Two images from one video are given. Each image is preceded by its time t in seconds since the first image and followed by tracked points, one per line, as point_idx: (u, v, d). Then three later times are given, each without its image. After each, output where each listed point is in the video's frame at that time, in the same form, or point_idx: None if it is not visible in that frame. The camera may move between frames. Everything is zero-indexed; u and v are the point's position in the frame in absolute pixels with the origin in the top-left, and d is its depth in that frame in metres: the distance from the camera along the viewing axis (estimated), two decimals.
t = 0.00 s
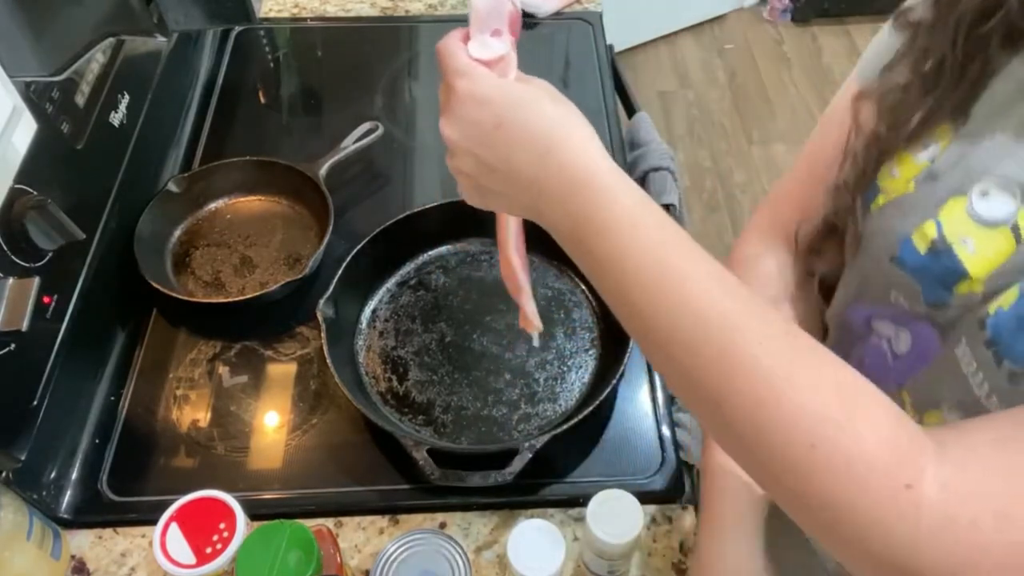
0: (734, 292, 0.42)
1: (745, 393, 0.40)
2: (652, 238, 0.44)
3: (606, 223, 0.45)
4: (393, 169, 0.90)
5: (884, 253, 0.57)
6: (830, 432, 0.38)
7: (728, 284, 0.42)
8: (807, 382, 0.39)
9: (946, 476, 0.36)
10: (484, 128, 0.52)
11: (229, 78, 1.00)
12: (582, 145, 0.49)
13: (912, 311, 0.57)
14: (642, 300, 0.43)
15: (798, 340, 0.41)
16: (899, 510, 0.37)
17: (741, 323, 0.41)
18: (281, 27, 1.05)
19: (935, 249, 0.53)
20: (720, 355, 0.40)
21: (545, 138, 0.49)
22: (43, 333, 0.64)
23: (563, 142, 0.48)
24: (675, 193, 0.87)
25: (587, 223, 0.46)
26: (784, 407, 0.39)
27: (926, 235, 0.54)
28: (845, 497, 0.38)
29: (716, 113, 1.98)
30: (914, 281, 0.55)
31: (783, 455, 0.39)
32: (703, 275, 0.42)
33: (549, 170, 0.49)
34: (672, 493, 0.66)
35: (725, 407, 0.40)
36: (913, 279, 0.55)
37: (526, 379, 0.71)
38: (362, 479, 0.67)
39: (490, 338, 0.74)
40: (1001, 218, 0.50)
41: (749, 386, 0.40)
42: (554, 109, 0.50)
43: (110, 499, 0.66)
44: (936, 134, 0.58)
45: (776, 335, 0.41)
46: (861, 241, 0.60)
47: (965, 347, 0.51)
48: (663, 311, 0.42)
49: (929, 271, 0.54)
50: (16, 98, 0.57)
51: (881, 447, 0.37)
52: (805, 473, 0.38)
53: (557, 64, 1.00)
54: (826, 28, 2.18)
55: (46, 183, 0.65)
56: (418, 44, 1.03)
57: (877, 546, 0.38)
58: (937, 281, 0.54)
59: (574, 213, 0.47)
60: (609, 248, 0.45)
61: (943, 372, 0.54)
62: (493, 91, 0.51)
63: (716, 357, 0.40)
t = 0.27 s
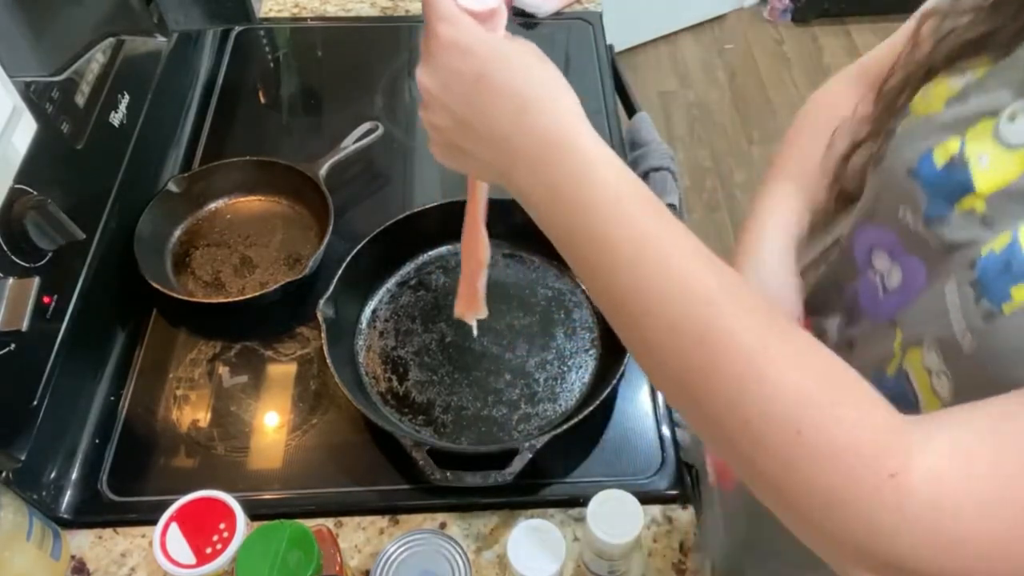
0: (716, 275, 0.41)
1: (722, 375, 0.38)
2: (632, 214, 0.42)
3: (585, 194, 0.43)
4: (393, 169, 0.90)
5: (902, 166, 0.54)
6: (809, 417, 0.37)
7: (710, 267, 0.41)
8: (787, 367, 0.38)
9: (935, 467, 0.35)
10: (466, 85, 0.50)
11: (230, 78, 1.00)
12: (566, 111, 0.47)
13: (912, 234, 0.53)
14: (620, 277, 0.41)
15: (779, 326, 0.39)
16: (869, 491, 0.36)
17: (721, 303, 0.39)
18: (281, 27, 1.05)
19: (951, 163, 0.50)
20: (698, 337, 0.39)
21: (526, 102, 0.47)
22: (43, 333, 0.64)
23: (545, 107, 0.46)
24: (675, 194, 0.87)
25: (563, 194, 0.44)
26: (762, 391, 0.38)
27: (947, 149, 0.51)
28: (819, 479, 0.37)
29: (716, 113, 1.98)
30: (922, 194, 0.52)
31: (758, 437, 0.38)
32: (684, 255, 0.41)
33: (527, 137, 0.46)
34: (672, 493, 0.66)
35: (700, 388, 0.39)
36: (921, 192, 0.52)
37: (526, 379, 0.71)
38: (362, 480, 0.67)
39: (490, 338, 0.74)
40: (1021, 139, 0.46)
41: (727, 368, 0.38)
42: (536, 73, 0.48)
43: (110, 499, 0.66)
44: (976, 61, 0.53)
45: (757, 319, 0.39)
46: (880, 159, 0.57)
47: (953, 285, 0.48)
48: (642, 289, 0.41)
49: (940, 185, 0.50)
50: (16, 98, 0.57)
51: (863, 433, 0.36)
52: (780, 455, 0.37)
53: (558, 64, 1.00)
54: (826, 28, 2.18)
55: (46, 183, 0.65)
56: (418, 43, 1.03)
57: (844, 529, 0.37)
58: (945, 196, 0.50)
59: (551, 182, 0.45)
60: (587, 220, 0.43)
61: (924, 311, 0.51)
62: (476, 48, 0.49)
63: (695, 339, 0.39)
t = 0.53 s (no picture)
0: (708, 286, 0.39)
1: (713, 384, 0.38)
2: (622, 219, 0.40)
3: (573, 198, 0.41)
4: (393, 169, 0.90)
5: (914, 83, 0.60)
6: (797, 422, 0.37)
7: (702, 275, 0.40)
8: (777, 373, 0.37)
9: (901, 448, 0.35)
10: (448, 90, 0.45)
11: (230, 78, 1.00)
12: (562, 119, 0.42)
13: (900, 156, 0.60)
14: (609, 283, 0.40)
15: (769, 331, 0.38)
16: (849, 488, 0.36)
17: (711, 315, 0.38)
18: (281, 27, 1.05)
19: (958, 84, 0.56)
20: (689, 352, 0.38)
21: (514, 104, 0.43)
22: (43, 333, 0.64)
23: (532, 107, 0.42)
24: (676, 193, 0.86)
25: (550, 199, 0.41)
26: (749, 399, 0.37)
27: (956, 72, 0.56)
28: (797, 477, 0.37)
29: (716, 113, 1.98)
30: (920, 109, 0.59)
31: (743, 439, 0.38)
32: (676, 262, 0.39)
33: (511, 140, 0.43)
34: (672, 493, 0.66)
35: (691, 393, 0.39)
36: (921, 108, 0.59)
37: (526, 379, 0.71)
38: (362, 480, 0.67)
39: (490, 338, 0.74)
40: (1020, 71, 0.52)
41: (716, 376, 0.38)
42: (523, 68, 0.44)
43: (110, 499, 0.66)
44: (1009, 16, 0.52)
45: (746, 325, 0.38)
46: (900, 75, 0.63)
47: (926, 208, 0.55)
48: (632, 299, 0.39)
49: (940, 102, 0.57)
50: (16, 98, 0.57)
51: (842, 427, 0.36)
52: (763, 455, 0.37)
53: (558, 64, 1.00)
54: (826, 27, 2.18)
55: (46, 183, 0.65)
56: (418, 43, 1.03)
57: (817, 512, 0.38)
58: (940, 113, 0.56)
59: (537, 185, 0.42)
60: (575, 226, 0.41)
61: (901, 233, 0.57)
62: (458, 48, 0.44)
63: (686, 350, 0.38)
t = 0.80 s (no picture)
0: (694, 298, 0.46)
1: (723, 377, 0.45)
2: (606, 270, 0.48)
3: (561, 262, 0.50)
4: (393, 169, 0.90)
5: (890, 36, 0.67)
6: (797, 397, 0.44)
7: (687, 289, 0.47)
8: (768, 355, 0.44)
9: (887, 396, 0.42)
10: (439, 214, 0.53)
11: (230, 78, 1.00)
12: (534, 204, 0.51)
13: (881, 103, 0.66)
14: (616, 317, 0.48)
15: (754, 323, 0.45)
16: (855, 437, 0.43)
17: (700, 325, 0.46)
18: (281, 27, 1.05)
19: (931, 30, 0.63)
20: (693, 361, 0.46)
21: (496, 208, 0.51)
22: (43, 333, 0.64)
23: (510, 208, 0.51)
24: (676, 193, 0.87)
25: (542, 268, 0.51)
26: (752, 383, 0.44)
27: (929, 19, 0.63)
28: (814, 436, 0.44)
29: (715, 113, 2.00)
30: (901, 55, 0.65)
31: (760, 415, 0.45)
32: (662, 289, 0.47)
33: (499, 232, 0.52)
34: (673, 493, 0.66)
35: (712, 390, 0.46)
36: (900, 54, 0.65)
37: (526, 379, 0.71)
38: (362, 481, 0.67)
39: (490, 338, 0.74)
40: (993, 12, 0.57)
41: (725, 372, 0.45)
42: (495, 178, 0.52)
43: (110, 499, 0.66)
44: None
45: (733, 321, 0.45)
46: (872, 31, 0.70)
47: (908, 147, 0.61)
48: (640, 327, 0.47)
49: (917, 48, 0.63)
50: (16, 98, 0.57)
51: (832, 391, 0.43)
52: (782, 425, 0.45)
53: (558, 64, 1.00)
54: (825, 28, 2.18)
55: (46, 183, 0.65)
56: (418, 43, 1.03)
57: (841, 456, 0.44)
58: (919, 57, 0.63)
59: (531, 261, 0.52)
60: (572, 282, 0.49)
61: (885, 175, 0.62)
62: (436, 183, 0.53)
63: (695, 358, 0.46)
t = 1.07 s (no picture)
0: (704, 281, 0.49)
1: (730, 350, 0.48)
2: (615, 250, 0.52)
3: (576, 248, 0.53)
4: (393, 169, 0.90)
5: (877, 30, 0.69)
6: (807, 371, 0.46)
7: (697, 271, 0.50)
8: (770, 328, 0.47)
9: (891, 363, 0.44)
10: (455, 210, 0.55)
11: (230, 78, 1.00)
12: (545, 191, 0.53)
13: (882, 98, 0.69)
14: (631, 302, 0.51)
15: (762, 302, 0.48)
16: (863, 406, 0.45)
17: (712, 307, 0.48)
18: (281, 27, 1.05)
19: (918, 27, 0.65)
20: (706, 340, 0.49)
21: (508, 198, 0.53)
22: (43, 333, 0.64)
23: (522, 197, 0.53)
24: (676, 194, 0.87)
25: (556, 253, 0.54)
26: (765, 360, 0.47)
27: (913, 16, 0.66)
28: (819, 402, 0.47)
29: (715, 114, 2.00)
30: (890, 56, 0.68)
31: (774, 388, 0.48)
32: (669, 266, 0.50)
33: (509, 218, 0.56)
34: (673, 493, 0.65)
35: (725, 366, 0.49)
36: (890, 54, 0.68)
37: (526, 379, 0.71)
38: (362, 481, 0.67)
39: (490, 338, 0.74)
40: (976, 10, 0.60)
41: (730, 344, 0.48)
42: (505, 166, 0.54)
43: (110, 500, 0.66)
44: None
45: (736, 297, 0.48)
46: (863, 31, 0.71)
47: (909, 138, 0.60)
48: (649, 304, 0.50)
49: (905, 47, 0.66)
50: (16, 98, 0.58)
51: (841, 366, 0.45)
52: (788, 393, 0.48)
53: (558, 64, 1.00)
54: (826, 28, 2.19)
55: (46, 183, 0.65)
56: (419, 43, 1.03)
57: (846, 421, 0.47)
58: (910, 56, 0.65)
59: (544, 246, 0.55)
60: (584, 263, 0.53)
61: (886, 164, 0.63)
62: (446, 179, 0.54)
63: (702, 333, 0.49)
